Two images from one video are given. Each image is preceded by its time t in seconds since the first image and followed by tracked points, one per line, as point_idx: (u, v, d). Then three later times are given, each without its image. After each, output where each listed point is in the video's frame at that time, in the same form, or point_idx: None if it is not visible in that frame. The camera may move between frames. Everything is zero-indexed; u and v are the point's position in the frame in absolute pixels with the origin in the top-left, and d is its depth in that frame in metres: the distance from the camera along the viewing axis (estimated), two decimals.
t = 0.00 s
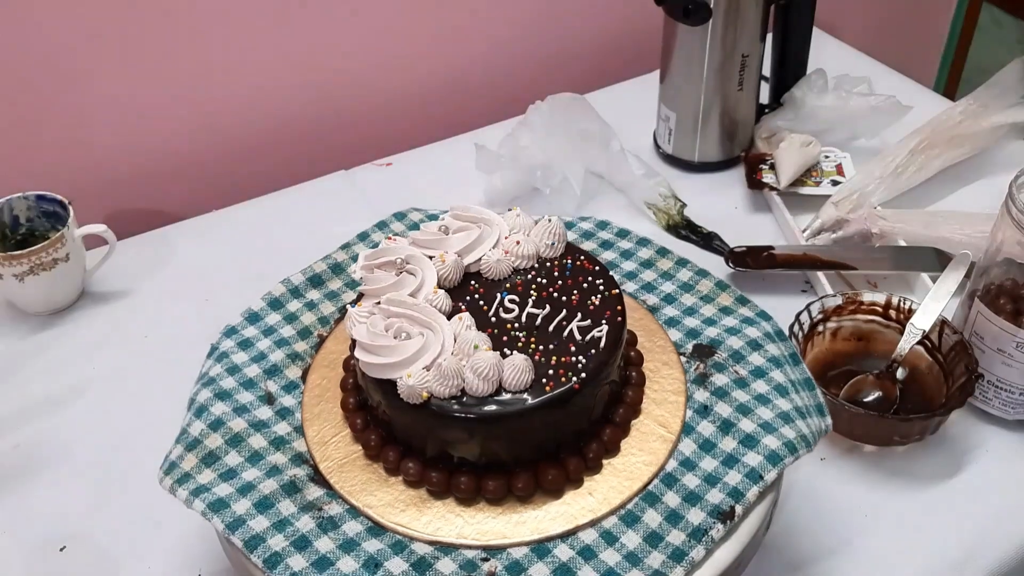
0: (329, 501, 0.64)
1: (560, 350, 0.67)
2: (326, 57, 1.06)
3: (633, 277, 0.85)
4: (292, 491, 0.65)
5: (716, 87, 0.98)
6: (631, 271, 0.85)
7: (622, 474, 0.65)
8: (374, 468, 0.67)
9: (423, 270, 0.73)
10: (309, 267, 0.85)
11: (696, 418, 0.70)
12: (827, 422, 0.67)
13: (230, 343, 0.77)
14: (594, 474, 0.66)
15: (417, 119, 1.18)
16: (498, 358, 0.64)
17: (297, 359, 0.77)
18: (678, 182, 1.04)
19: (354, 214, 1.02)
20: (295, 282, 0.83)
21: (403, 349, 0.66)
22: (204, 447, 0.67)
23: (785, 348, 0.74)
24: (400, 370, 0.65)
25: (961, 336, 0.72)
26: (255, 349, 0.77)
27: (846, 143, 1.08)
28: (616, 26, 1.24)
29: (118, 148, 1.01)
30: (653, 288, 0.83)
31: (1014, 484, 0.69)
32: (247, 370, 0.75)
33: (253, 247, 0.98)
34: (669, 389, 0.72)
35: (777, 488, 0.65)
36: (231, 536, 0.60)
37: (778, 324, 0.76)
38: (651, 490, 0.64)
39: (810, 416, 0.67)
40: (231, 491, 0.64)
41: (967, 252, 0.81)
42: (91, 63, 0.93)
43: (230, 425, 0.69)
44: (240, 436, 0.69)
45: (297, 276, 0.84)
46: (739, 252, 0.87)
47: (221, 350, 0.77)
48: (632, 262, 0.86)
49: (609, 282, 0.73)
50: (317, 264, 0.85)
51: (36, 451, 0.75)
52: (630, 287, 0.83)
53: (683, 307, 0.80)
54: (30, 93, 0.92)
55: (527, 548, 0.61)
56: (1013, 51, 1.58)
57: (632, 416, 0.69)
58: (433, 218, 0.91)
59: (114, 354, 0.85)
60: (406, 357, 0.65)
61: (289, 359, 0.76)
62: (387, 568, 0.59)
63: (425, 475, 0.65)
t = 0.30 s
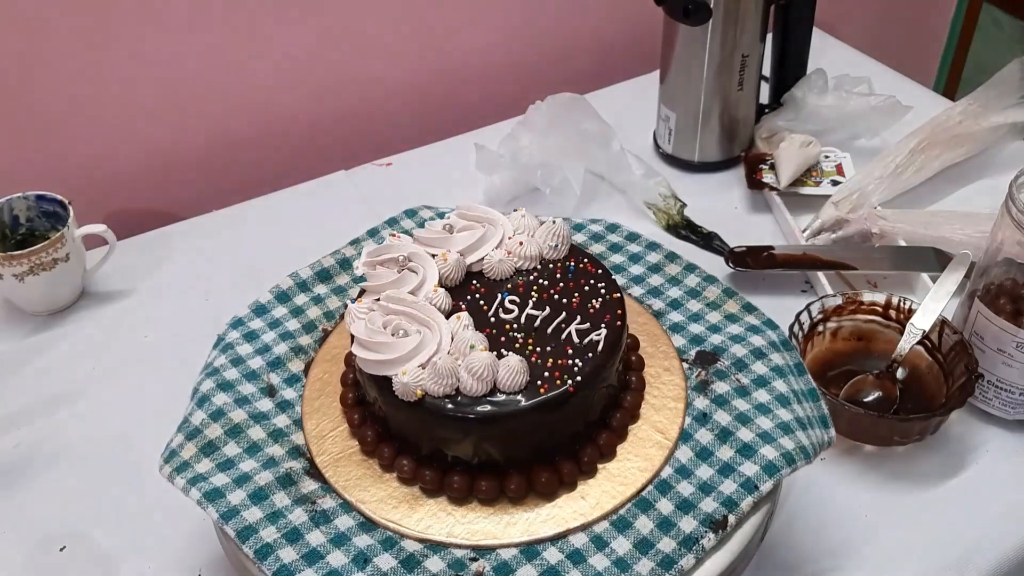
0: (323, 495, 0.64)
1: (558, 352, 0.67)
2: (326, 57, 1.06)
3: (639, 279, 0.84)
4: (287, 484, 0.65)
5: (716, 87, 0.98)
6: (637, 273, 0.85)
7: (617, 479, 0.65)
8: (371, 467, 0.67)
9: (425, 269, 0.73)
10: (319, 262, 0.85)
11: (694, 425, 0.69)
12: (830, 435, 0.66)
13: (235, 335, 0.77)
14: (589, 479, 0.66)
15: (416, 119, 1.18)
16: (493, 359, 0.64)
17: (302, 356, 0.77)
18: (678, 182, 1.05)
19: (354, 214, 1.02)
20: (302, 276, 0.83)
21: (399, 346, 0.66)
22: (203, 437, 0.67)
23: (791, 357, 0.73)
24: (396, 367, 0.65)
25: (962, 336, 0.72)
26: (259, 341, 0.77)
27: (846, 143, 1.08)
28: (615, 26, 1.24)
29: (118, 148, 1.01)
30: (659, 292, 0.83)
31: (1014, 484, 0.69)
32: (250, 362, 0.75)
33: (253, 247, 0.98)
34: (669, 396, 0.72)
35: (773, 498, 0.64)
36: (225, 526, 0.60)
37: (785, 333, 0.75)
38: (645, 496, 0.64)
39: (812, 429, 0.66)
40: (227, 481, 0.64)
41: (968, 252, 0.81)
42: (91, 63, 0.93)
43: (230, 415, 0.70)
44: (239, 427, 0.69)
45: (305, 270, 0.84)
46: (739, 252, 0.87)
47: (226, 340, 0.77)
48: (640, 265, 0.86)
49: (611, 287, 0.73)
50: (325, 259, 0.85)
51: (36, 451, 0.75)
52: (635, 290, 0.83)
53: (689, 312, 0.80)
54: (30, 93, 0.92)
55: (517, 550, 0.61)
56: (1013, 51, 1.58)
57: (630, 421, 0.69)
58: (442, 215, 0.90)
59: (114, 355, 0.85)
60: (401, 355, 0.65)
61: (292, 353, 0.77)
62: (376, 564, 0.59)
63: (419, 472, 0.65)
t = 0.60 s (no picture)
0: (321, 493, 0.64)
1: (557, 353, 0.67)
2: (325, 57, 1.05)
3: (640, 281, 0.84)
4: (285, 482, 0.65)
5: (717, 86, 0.97)
6: (639, 275, 0.85)
7: (616, 481, 0.65)
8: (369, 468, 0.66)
9: (425, 267, 0.72)
10: (321, 261, 0.85)
11: (694, 428, 0.69)
12: (832, 441, 0.66)
13: (236, 333, 0.78)
14: (587, 480, 0.65)
15: (416, 118, 1.18)
16: (492, 359, 0.63)
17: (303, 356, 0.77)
18: (679, 182, 1.04)
19: (354, 214, 1.01)
20: (303, 275, 0.83)
21: (398, 345, 0.65)
22: (202, 434, 0.67)
23: (794, 361, 0.73)
24: (395, 366, 0.65)
25: (963, 337, 0.71)
26: (260, 339, 0.77)
27: (847, 142, 1.08)
28: (616, 25, 1.23)
29: (117, 148, 1.00)
30: (661, 294, 0.82)
31: (1016, 485, 0.68)
32: (250, 360, 0.75)
33: (252, 247, 0.98)
34: (669, 398, 0.71)
35: (773, 502, 0.64)
36: (222, 524, 0.61)
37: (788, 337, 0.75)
38: (643, 498, 0.64)
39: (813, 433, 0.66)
40: (226, 477, 0.64)
41: (969, 252, 0.80)
42: (89, 62, 0.93)
43: (230, 413, 0.70)
44: (238, 424, 0.69)
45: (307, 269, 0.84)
46: (739, 252, 0.87)
47: (228, 338, 0.77)
48: (643, 267, 0.86)
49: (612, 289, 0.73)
50: (327, 258, 0.85)
51: (33, 452, 0.75)
52: (637, 291, 0.83)
53: (691, 314, 0.80)
54: (29, 92, 0.92)
55: (513, 551, 0.61)
56: (1014, 51, 1.58)
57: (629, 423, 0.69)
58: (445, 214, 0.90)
59: (113, 355, 0.85)
60: (399, 354, 0.65)
61: (292, 351, 0.76)
62: (372, 563, 0.59)
63: (416, 472, 0.65)
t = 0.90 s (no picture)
0: (323, 494, 0.65)
1: (557, 352, 0.67)
2: (326, 57, 1.06)
3: (639, 280, 0.84)
4: (287, 484, 0.65)
5: (716, 87, 0.98)
6: (637, 275, 0.85)
7: (617, 480, 0.65)
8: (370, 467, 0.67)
9: (425, 267, 0.73)
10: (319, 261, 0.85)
11: (694, 426, 0.69)
12: (830, 437, 0.66)
13: (235, 335, 0.78)
14: (589, 479, 0.66)
15: (416, 119, 1.18)
16: (494, 359, 0.64)
17: (302, 356, 0.77)
18: (678, 182, 1.05)
19: (354, 214, 1.02)
20: (303, 275, 0.83)
21: (399, 345, 0.66)
22: (202, 437, 0.67)
23: (791, 358, 0.73)
24: (397, 366, 0.65)
25: (961, 336, 0.72)
26: (259, 341, 0.77)
27: (846, 142, 1.08)
28: (616, 26, 1.24)
29: (118, 148, 1.01)
30: (660, 293, 0.83)
31: (1015, 484, 0.69)
32: (250, 362, 0.75)
33: (253, 247, 0.98)
34: (668, 396, 0.72)
35: (774, 499, 0.64)
36: (224, 526, 0.61)
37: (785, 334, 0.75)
38: (645, 496, 0.64)
39: (812, 429, 0.66)
40: (229, 479, 0.64)
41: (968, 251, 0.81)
42: (90, 63, 0.93)
43: (230, 415, 0.70)
44: (239, 427, 0.69)
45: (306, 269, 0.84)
46: (739, 252, 0.87)
47: (227, 341, 0.77)
48: (640, 266, 0.86)
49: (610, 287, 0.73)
50: (325, 258, 0.86)
51: (35, 452, 0.75)
52: (636, 290, 0.83)
53: (689, 313, 0.80)
54: (30, 92, 0.92)
55: (516, 550, 0.61)
56: (1013, 51, 1.58)
57: (630, 421, 0.69)
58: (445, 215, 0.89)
59: (115, 354, 0.85)
60: (400, 354, 0.65)
61: (292, 352, 0.77)
62: (376, 564, 0.60)
63: (418, 472, 0.65)
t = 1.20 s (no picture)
0: (324, 496, 0.65)
1: (558, 352, 0.67)
2: (326, 57, 1.06)
3: (637, 279, 0.84)
4: (288, 486, 0.65)
5: (716, 87, 0.98)
6: (636, 274, 0.85)
7: (618, 478, 0.65)
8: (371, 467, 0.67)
9: (425, 268, 0.73)
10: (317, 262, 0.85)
11: (694, 424, 0.69)
12: (829, 434, 0.66)
13: (234, 338, 0.78)
14: (589, 477, 0.66)
15: (416, 119, 1.18)
16: (495, 359, 0.64)
17: (300, 357, 0.77)
18: (679, 182, 1.05)
19: (354, 214, 1.02)
20: (301, 276, 0.83)
21: (401, 346, 0.66)
22: (202, 440, 0.67)
23: (789, 355, 0.73)
24: (398, 367, 0.65)
25: (961, 336, 0.72)
26: (258, 343, 0.77)
27: (846, 142, 1.08)
28: (616, 26, 1.24)
29: (118, 148, 1.01)
30: (658, 292, 0.83)
31: (1014, 483, 0.69)
32: (249, 365, 0.75)
33: (253, 247, 0.98)
34: (668, 395, 0.71)
35: (774, 497, 0.64)
36: (225, 528, 0.61)
37: (783, 331, 0.75)
38: (646, 495, 0.64)
39: (811, 426, 0.66)
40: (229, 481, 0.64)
41: (968, 251, 0.81)
42: (90, 63, 0.93)
43: (230, 417, 0.70)
44: (239, 429, 0.69)
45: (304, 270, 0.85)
46: (739, 252, 0.87)
47: (226, 344, 0.77)
48: (638, 265, 0.86)
49: (608, 285, 0.73)
50: (324, 259, 0.86)
51: (35, 452, 0.75)
52: (635, 289, 0.83)
53: (688, 312, 0.80)
54: (30, 92, 0.92)
55: (519, 549, 0.61)
56: (1014, 52, 1.58)
57: (631, 420, 0.69)
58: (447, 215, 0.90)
59: (115, 354, 0.85)
60: (401, 355, 0.65)
61: (291, 353, 0.77)
62: (378, 565, 0.60)
63: (419, 473, 0.65)
